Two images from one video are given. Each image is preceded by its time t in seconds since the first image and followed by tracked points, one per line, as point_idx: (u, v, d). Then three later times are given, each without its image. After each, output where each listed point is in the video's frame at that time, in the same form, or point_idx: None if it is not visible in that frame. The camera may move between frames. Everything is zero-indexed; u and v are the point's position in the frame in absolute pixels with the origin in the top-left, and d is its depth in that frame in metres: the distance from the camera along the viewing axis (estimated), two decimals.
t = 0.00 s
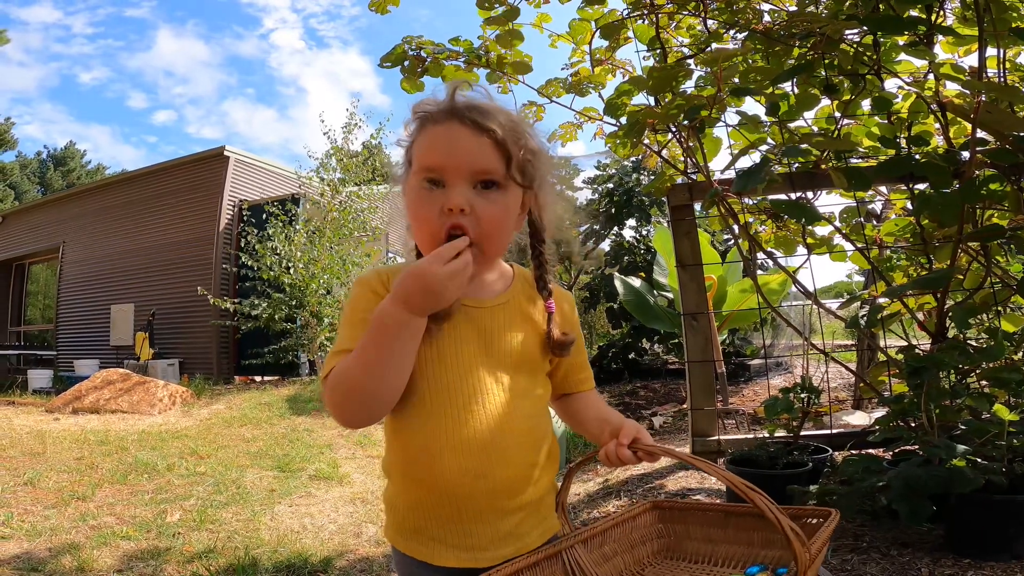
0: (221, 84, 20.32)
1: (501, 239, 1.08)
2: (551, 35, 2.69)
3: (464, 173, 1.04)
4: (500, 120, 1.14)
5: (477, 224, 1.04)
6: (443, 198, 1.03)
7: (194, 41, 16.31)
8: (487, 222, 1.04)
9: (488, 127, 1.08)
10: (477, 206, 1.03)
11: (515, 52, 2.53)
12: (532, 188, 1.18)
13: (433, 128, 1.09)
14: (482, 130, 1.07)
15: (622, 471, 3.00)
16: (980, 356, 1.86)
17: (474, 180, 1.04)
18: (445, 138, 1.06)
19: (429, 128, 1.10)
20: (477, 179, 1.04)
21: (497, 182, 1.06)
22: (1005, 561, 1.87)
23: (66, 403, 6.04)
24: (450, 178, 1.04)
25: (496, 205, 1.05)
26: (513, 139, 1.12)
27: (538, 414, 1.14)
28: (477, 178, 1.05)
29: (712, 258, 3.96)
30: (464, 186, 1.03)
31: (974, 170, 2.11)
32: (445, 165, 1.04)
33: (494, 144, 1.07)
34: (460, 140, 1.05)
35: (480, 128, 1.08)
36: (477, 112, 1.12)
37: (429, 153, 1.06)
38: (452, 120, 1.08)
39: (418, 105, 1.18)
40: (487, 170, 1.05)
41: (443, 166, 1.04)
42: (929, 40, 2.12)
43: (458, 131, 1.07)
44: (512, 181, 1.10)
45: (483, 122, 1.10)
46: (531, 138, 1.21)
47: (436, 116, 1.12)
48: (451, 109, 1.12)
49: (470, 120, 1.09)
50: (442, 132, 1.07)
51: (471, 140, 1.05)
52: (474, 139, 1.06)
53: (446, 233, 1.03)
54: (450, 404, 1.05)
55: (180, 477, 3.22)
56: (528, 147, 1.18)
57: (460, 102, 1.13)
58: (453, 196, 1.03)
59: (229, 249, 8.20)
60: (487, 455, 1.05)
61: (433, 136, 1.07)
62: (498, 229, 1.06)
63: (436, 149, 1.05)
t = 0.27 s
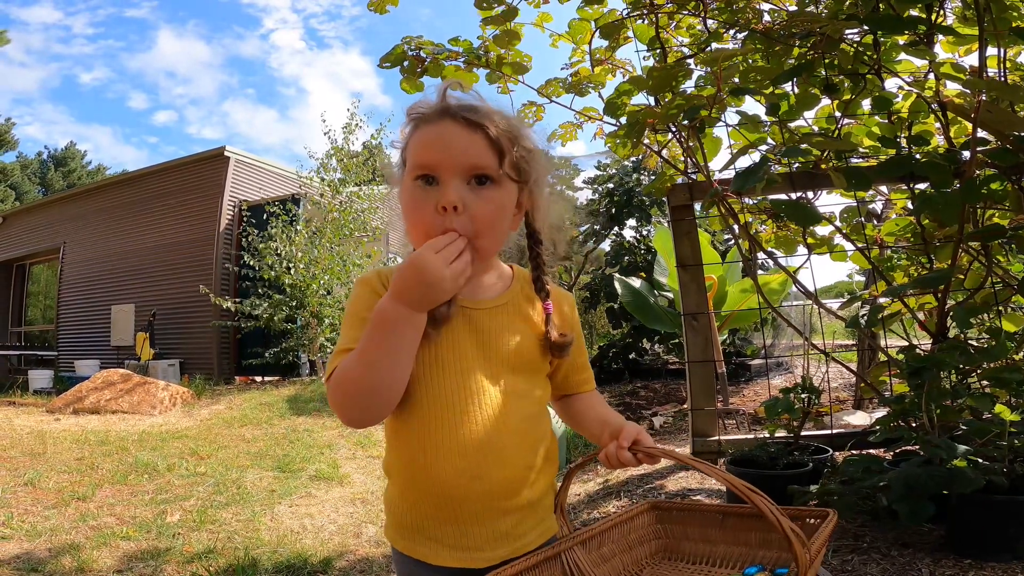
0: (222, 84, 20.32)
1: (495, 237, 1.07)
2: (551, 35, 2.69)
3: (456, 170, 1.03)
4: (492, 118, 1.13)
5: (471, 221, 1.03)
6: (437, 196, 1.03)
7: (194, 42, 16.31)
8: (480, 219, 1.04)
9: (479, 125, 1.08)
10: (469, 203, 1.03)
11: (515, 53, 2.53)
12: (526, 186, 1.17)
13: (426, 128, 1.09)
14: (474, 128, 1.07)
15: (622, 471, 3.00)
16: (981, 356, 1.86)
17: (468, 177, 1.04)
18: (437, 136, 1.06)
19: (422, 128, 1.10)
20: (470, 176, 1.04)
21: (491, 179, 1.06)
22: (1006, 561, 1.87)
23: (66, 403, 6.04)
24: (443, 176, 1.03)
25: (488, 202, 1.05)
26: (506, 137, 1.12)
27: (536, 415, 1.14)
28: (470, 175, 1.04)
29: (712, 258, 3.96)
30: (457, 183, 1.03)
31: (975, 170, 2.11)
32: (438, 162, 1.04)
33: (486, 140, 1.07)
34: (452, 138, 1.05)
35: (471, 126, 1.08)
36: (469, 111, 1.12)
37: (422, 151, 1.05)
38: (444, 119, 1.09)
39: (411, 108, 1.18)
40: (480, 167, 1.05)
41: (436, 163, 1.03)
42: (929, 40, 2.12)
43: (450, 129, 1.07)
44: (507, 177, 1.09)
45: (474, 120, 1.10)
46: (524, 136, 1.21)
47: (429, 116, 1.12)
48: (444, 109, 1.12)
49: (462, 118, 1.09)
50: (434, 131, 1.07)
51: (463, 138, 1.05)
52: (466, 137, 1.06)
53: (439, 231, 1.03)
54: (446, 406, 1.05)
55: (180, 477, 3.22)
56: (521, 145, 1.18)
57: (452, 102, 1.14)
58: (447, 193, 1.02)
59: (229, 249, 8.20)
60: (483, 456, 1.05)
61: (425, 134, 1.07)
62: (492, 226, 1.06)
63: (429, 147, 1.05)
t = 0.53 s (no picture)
0: (222, 84, 20.33)
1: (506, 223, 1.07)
2: (551, 35, 2.69)
3: (470, 153, 1.04)
4: (499, 116, 1.16)
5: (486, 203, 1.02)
6: (450, 179, 1.02)
7: (194, 42, 16.32)
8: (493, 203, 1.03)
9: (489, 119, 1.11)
10: (484, 186, 1.02)
11: (516, 53, 2.53)
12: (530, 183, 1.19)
13: (438, 122, 1.10)
14: (486, 120, 1.10)
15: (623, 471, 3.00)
16: (982, 356, 1.86)
17: (482, 163, 1.05)
18: (450, 127, 1.07)
19: (433, 123, 1.11)
20: (482, 162, 1.05)
21: (503, 167, 1.07)
22: (1008, 561, 1.87)
23: (68, 404, 6.05)
24: (457, 160, 1.04)
25: (502, 186, 1.05)
26: (512, 135, 1.14)
27: (540, 416, 1.15)
28: (484, 161, 1.05)
29: (713, 258, 3.96)
30: (471, 166, 1.03)
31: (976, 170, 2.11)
32: (452, 146, 1.04)
33: (496, 133, 1.09)
34: (466, 127, 1.07)
35: (483, 120, 1.10)
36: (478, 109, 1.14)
37: (434, 139, 1.06)
38: (456, 114, 1.11)
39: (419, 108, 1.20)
40: (492, 154, 1.06)
41: (449, 148, 1.04)
42: (930, 40, 2.11)
43: (461, 122, 1.08)
44: (515, 171, 1.10)
45: (484, 116, 1.12)
46: (527, 135, 1.22)
47: (440, 113, 1.14)
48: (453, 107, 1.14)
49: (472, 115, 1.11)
50: (447, 122, 1.08)
51: (475, 129, 1.07)
52: (477, 128, 1.07)
53: (458, 218, 0.99)
54: (451, 407, 1.05)
55: (182, 478, 3.22)
56: (526, 142, 1.19)
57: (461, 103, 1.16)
58: (461, 174, 1.02)
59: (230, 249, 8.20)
60: (488, 457, 1.05)
61: (437, 127, 1.08)
62: (507, 210, 1.04)
63: (442, 135, 1.06)
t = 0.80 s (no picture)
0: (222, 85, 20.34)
1: (509, 217, 1.07)
2: (551, 35, 2.69)
3: (474, 148, 1.04)
4: (500, 115, 1.16)
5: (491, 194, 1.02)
6: (454, 173, 1.02)
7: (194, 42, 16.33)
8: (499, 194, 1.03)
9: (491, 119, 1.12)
10: (488, 178, 1.02)
11: (516, 53, 2.53)
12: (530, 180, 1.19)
13: (439, 121, 1.10)
14: (488, 119, 1.10)
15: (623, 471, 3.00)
16: (983, 356, 1.85)
17: (485, 158, 1.05)
18: (453, 124, 1.08)
19: (435, 121, 1.12)
20: (485, 157, 1.05)
21: (505, 163, 1.07)
22: (1008, 561, 1.86)
23: (68, 404, 6.05)
24: (460, 155, 1.04)
25: (505, 180, 1.05)
26: (514, 133, 1.14)
27: (543, 416, 1.15)
28: (486, 157, 1.05)
29: (714, 258, 3.96)
30: (474, 160, 1.03)
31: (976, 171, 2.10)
32: (456, 143, 1.04)
33: (498, 130, 1.09)
34: (468, 125, 1.07)
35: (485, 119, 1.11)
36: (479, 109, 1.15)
37: (437, 137, 1.06)
38: (458, 114, 1.11)
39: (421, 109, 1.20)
40: (495, 150, 1.06)
41: (452, 145, 1.04)
42: (930, 39, 2.11)
43: (464, 120, 1.09)
44: (517, 168, 1.10)
45: (486, 116, 1.13)
46: (528, 134, 1.23)
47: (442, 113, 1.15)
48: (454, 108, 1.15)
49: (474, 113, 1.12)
50: (450, 120, 1.09)
51: (478, 126, 1.07)
52: (480, 125, 1.08)
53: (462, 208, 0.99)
54: (456, 408, 1.05)
55: (182, 478, 3.22)
56: (527, 141, 1.19)
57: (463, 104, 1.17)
58: (465, 168, 1.02)
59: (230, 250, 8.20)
60: (492, 458, 1.05)
61: (439, 125, 1.09)
62: (510, 203, 1.04)
63: (445, 134, 1.06)
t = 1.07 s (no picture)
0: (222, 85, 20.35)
1: (508, 220, 1.08)
2: (552, 35, 2.69)
3: (473, 151, 1.05)
4: (500, 114, 1.16)
5: (490, 197, 1.03)
6: (454, 177, 1.02)
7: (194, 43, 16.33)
8: (498, 197, 1.04)
9: (489, 118, 1.11)
10: (487, 181, 1.03)
11: (516, 53, 2.53)
12: (532, 178, 1.19)
13: (439, 122, 1.10)
14: (486, 120, 1.10)
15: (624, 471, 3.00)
16: (984, 356, 1.84)
17: (484, 161, 1.05)
18: (452, 125, 1.08)
19: (435, 122, 1.12)
20: (485, 158, 1.05)
21: (504, 164, 1.08)
22: (1010, 561, 1.86)
23: (69, 405, 6.06)
24: (458, 157, 1.04)
25: (504, 181, 1.06)
26: (513, 131, 1.15)
27: (544, 414, 1.15)
28: (485, 159, 1.05)
29: (714, 258, 3.96)
30: (473, 163, 1.04)
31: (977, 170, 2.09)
32: (454, 145, 1.05)
33: (497, 130, 1.10)
34: (467, 126, 1.07)
35: (484, 119, 1.10)
36: (478, 109, 1.15)
37: (436, 140, 1.06)
38: (458, 114, 1.11)
39: (420, 109, 1.20)
40: (494, 151, 1.06)
41: (451, 147, 1.04)
42: (930, 39, 2.11)
43: (463, 121, 1.09)
44: (516, 167, 1.11)
45: (485, 115, 1.13)
46: (528, 132, 1.23)
47: (441, 113, 1.15)
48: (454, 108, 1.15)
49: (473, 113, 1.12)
50: (449, 120, 1.09)
51: (476, 127, 1.07)
52: (479, 126, 1.08)
53: (460, 211, 1.02)
54: (459, 407, 1.05)
55: (184, 478, 3.23)
56: (526, 140, 1.20)
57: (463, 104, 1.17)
58: (464, 171, 1.03)
59: (231, 250, 8.21)
60: (495, 456, 1.05)
61: (438, 127, 1.09)
62: (509, 206, 1.07)
63: (444, 135, 1.06)
